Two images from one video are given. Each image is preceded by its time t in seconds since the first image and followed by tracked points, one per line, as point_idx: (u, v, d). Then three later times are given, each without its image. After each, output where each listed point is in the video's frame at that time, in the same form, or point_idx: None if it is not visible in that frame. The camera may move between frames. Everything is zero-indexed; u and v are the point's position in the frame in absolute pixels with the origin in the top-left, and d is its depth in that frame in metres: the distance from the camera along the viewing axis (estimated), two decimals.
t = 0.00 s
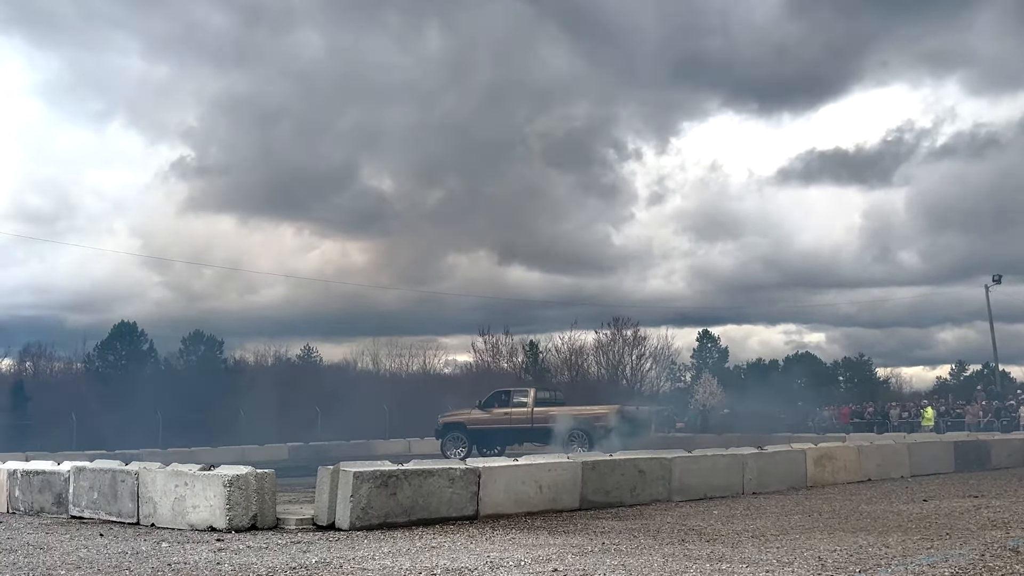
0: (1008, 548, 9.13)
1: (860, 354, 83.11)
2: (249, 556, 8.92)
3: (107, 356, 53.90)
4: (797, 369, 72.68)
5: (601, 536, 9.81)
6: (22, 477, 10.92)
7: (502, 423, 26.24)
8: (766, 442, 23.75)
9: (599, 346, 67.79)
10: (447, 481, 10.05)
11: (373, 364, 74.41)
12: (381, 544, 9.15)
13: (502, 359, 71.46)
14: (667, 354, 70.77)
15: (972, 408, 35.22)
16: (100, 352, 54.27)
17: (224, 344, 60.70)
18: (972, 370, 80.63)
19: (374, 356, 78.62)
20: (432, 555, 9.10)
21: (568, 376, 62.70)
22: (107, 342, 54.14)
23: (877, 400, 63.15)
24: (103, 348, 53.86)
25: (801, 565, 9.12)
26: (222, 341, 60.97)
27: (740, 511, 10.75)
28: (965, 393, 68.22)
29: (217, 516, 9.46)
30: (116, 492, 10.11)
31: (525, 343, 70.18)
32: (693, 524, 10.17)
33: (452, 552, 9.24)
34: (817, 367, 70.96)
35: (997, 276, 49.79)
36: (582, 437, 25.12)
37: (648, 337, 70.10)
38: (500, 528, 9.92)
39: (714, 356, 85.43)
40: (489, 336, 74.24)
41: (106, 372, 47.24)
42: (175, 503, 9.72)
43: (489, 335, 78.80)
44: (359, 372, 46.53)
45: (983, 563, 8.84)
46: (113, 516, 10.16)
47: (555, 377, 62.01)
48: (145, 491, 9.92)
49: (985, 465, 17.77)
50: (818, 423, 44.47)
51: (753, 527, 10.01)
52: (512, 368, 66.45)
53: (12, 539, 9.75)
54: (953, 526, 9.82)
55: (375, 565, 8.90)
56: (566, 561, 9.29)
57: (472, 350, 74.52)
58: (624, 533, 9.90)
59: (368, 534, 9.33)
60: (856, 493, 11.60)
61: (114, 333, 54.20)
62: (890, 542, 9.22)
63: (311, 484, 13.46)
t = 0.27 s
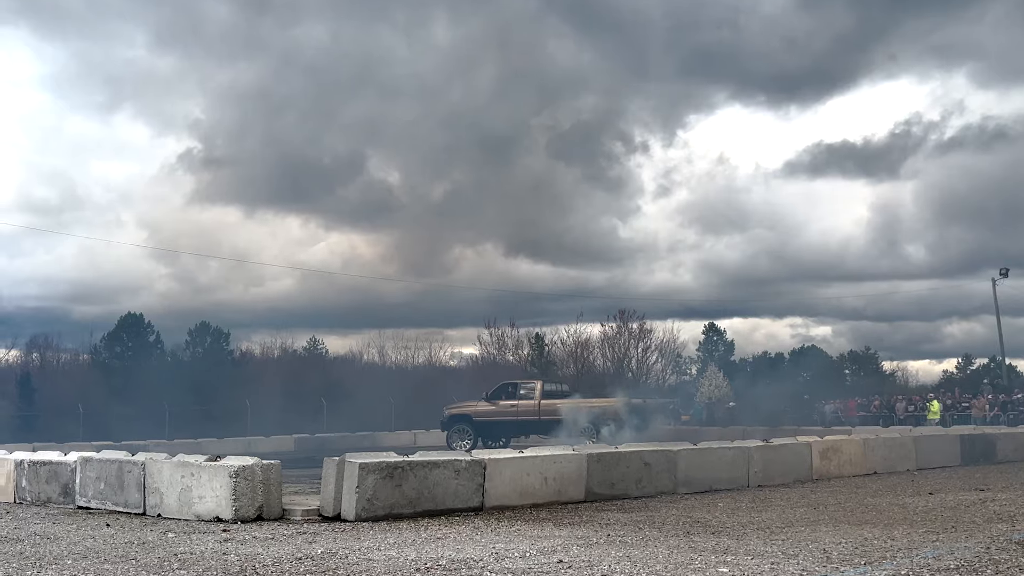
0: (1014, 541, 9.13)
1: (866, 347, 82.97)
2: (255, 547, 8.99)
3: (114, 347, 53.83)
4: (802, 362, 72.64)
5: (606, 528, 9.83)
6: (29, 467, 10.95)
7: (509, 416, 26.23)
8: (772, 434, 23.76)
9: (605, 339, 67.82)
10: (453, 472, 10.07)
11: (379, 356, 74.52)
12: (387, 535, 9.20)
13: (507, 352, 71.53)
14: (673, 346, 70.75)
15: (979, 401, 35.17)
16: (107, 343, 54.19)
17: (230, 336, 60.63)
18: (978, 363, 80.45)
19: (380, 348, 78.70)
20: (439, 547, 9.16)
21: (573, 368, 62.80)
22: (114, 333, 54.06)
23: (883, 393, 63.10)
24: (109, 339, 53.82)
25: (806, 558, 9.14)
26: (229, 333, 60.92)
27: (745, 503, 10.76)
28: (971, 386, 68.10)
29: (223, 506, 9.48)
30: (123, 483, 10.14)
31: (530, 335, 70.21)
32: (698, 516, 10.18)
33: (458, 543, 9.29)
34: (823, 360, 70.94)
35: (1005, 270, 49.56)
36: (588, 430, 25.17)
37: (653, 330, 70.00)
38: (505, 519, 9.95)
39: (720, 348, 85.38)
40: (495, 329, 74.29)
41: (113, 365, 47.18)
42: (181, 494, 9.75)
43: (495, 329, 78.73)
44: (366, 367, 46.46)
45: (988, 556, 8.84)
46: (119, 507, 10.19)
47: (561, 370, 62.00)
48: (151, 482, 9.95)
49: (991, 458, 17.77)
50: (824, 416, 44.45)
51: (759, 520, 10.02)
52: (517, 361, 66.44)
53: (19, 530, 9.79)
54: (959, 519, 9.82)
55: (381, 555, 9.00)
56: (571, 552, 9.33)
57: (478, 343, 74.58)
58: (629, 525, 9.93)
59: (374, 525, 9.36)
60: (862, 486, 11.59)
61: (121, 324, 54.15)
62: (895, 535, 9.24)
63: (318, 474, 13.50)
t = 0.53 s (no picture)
0: (1015, 531, 9.15)
1: (868, 338, 82.99)
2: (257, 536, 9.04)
3: (116, 337, 53.77)
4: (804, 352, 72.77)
5: (607, 518, 9.86)
6: (31, 455, 10.96)
7: (510, 405, 26.21)
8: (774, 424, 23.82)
9: (607, 329, 67.86)
10: (454, 462, 10.08)
11: (380, 345, 74.65)
12: (388, 524, 9.25)
13: (509, 341, 71.63)
14: (675, 337, 70.82)
15: (980, 393, 35.23)
16: (109, 333, 54.12)
17: (232, 325, 60.62)
18: (980, 355, 80.49)
19: (382, 338, 78.77)
20: (440, 536, 9.23)
21: (575, 359, 62.94)
22: (116, 323, 53.96)
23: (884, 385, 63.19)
24: (112, 328, 53.80)
25: (807, 549, 9.18)
26: (231, 322, 60.91)
27: (747, 493, 10.79)
28: (973, 378, 68.17)
29: (225, 495, 9.50)
30: (125, 471, 10.16)
31: (532, 326, 70.26)
32: (699, 506, 10.21)
33: (459, 532, 9.35)
34: (824, 351, 71.10)
35: (1007, 263, 49.52)
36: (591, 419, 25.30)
37: (655, 320, 70.03)
38: (507, 508, 9.98)
39: (722, 339, 85.47)
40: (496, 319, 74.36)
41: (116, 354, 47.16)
42: (183, 482, 9.77)
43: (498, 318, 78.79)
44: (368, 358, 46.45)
45: (989, 547, 8.87)
46: (122, 495, 10.21)
47: (562, 360, 62.09)
48: (154, 470, 9.97)
49: (992, 449, 17.79)
50: (825, 406, 44.55)
51: (760, 509, 10.05)
52: (519, 351, 66.52)
53: (22, 517, 9.82)
54: (960, 510, 9.85)
55: (383, 544, 9.08)
56: (573, 542, 9.37)
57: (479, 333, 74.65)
58: (631, 515, 9.96)
59: (375, 514, 9.40)
60: (863, 476, 11.61)
61: (124, 313, 54.13)
62: (896, 525, 9.27)
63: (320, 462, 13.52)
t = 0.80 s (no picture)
0: (1012, 521, 9.18)
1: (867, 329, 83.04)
2: (256, 524, 9.09)
3: (115, 325, 53.65)
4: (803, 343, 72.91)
5: (605, 506, 9.89)
6: (30, 443, 10.97)
7: (508, 396, 26.13)
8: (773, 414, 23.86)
9: (606, 319, 67.91)
10: (453, 451, 10.09)
11: (379, 334, 74.73)
12: (387, 512, 9.29)
13: (508, 331, 71.70)
14: (674, 327, 70.88)
15: (978, 384, 35.30)
16: (107, 321, 53.98)
17: (231, 314, 60.61)
18: (979, 346, 80.53)
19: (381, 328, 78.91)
20: (438, 524, 9.29)
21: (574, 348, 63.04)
22: (114, 311, 53.83)
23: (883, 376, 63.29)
24: (110, 317, 53.76)
25: (805, 539, 9.22)
26: (230, 311, 60.89)
27: (745, 482, 10.81)
28: (971, 369, 68.26)
29: (224, 483, 9.52)
30: (124, 459, 10.16)
31: (531, 316, 70.31)
32: (698, 494, 10.24)
33: (458, 521, 9.40)
34: (823, 342, 71.19)
35: (1006, 254, 49.47)
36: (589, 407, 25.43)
37: (654, 311, 70.09)
38: (506, 497, 10.00)
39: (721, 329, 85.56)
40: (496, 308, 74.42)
41: (114, 342, 47.07)
42: (182, 470, 9.78)
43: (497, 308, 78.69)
44: (367, 348, 46.50)
45: (986, 536, 8.90)
46: (121, 483, 10.22)
47: (561, 350, 62.17)
48: (153, 458, 9.98)
49: (990, 439, 17.83)
50: (823, 397, 44.69)
51: (758, 499, 10.08)
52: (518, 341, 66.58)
53: (22, 505, 9.84)
54: (957, 500, 9.87)
55: (382, 532, 9.13)
56: (571, 531, 9.42)
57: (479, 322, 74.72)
58: (629, 504, 9.99)
59: (374, 503, 9.43)
60: (861, 466, 11.63)
61: (122, 302, 54.09)
62: (893, 515, 9.30)
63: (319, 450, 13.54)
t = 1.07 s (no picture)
0: (1009, 514, 9.20)
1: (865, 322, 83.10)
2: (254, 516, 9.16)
3: (113, 316, 53.65)
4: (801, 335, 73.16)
5: (602, 498, 9.91)
6: (28, 434, 10.96)
7: (503, 388, 26.25)
8: (770, 407, 23.94)
9: (605, 311, 68.03)
10: (451, 443, 10.10)
11: (377, 326, 74.77)
12: (384, 505, 9.33)
13: (506, 324, 71.79)
14: (672, 320, 71.02)
15: (975, 377, 35.39)
16: (105, 312, 53.95)
17: (229, 306, 60.68)
18: (977, 339, 80.65)
19: (380, 320, 78.99)
20: (436, 516, 9.34)
21: (573, 341, 63.19)
22: (113, 302, 53.81)
23: (880, 369, 63.47)
24: (109, 308, 53.84)
25: (802, 531, 9.29)
26: (228, 303, 60.95)
27: (742, 474, 10.82)
28: (969, 362, 68.40)
29: (221, 475, 9.53)
30: (122, 450, 10.16)
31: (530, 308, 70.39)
32: (695, 487, 10.25)
33: (455, 514, 9.45)
34: (821, 334, 71.44)
35: (1004, 247, 49.46)
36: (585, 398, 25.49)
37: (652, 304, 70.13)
38: (503, 489, 10.02)
39: (719, 322, 85.70)
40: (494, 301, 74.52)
41: (112, 334, 47.09)
42: (179, 462, 9.79)
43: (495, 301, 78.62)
44: (365, 340, 46.56)
45: (983, 529, 8.92)
46: (118, 474, 10.23)
47: (559, 344, 62.26)
48: (150, 449, 9.98)
49: (987, 431, 17.86)
50: (821, 389, 44.81)
51: (755, 491, 10.09)
52: (517, 334, 66.62)
53: (19, 495, 9.85)
54: (954, 493, 9.89)
55: (379, 524, 9.17)
56: (568, 522, 9.47)
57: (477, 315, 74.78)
58: (626, 496, 10.00)
59: (372, 495, 9.45)
60: (858, 459, 11.63)
61: (120, 293, 54.15)
62: (890, 507, 9.33)
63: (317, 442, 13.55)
